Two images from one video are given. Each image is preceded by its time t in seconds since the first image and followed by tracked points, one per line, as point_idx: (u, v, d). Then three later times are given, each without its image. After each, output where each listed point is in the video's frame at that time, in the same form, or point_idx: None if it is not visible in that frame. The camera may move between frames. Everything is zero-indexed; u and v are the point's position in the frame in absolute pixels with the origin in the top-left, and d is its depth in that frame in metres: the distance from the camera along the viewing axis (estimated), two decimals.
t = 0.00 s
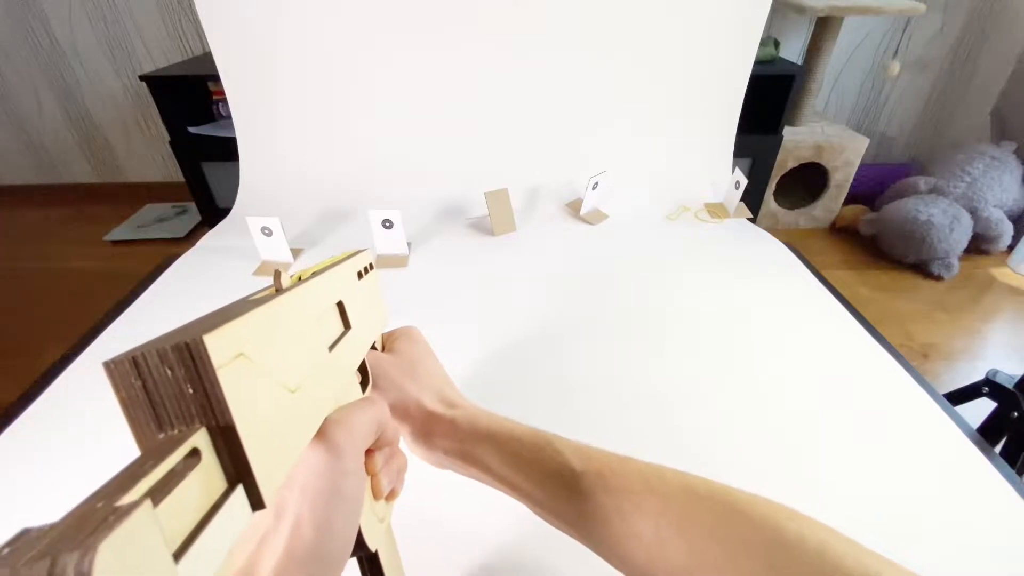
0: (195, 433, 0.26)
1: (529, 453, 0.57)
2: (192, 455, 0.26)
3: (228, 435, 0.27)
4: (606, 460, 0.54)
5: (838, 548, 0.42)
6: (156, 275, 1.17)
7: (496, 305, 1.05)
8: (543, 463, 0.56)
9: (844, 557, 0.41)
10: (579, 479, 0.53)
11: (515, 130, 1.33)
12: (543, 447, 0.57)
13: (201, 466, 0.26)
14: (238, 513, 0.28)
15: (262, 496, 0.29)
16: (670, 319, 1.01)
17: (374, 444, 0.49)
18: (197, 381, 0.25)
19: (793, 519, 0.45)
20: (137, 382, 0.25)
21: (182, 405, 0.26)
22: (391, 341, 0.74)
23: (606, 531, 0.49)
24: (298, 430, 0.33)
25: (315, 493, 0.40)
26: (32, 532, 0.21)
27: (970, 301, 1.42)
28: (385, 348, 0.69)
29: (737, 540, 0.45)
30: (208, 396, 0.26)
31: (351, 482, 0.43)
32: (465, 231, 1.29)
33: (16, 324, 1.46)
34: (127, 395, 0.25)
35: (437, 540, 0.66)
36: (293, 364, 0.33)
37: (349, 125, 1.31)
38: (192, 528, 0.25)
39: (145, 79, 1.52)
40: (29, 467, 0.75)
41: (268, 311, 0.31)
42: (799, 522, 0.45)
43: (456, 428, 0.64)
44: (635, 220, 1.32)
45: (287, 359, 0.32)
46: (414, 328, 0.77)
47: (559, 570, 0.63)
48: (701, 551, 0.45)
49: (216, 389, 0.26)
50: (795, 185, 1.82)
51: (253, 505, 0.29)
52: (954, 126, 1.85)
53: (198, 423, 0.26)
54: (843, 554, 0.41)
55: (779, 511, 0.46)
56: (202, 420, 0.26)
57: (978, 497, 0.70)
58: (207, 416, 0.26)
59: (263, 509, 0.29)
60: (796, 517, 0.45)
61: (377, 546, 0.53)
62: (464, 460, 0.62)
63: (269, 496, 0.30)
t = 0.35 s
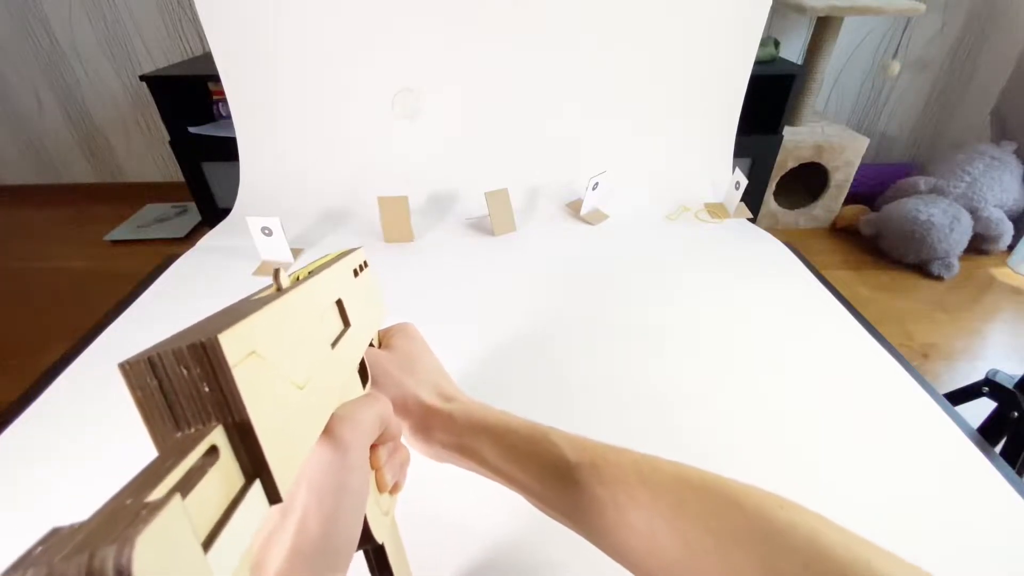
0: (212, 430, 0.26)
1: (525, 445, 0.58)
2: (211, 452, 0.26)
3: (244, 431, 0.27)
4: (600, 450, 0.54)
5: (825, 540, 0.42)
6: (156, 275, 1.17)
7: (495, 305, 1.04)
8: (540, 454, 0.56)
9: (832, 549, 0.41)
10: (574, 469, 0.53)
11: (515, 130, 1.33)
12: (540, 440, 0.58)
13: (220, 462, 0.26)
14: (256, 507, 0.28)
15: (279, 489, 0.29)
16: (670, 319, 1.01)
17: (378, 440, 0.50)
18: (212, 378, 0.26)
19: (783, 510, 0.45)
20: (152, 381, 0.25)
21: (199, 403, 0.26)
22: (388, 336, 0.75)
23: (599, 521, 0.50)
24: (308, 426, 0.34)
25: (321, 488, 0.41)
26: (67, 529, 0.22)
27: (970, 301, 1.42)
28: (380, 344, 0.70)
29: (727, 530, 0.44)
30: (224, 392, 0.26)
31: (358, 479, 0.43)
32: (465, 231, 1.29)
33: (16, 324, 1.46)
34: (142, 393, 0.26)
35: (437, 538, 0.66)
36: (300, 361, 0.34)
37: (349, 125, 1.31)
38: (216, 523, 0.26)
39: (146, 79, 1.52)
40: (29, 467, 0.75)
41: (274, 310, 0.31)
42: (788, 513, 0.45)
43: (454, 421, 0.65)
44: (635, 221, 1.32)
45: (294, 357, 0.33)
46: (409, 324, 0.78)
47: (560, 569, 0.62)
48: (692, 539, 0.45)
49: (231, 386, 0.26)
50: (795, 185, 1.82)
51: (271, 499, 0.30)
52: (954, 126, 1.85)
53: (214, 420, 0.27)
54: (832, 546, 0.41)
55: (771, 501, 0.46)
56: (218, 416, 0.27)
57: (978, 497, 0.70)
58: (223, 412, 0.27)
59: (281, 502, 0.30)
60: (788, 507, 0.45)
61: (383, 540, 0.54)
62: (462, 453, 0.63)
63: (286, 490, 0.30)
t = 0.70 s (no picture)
0: (145, 457, 0.29)
1: (482, 448, 0.57)
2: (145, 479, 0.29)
3: (176, 455, 0.30)
4: (552, 448, 0.55)
5: (761, 516, 0.43)
6: (156, 274, 1.17)
7: (495, 305, 1.04)
8: (494, 457, 0.56)
9: (766, 524, 0.42)
10: (528, 468, 0.53)
11: (515, 130, 1.33)
12: (497, 442, 0.57)
13: (155, 488, 0.29)
14: (197, 526, 0.31)
15: (221, 508, 0.32)
16: (671, 319, 1.01)
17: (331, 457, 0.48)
18: (139, 406, 0.28)
19: (718, 490, 0.46)
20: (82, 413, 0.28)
21: (129, 432, 0.28)
22: (335, 353, 0.73)
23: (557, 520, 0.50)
24: (247, 447, 0.36)
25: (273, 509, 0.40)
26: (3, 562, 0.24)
27: (969, 301, 1.42)
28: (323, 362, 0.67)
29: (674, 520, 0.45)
30: (150, 420, 0.28)
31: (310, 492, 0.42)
32: (465, 231, 1.29)
33: (16, 324, 1.46)
34: (71, 425, 0.28)
35: (427, 541, 0.66)
36: (235, 382, 0.35)
37: (349, 125, 1.31)
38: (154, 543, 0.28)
39: (145, 79, 1.52)
40: (32, 465, 0.75)
41: (204, 333, 0.33)
42: (724, 492, 0.46)
43: (410, 431, 0.64)
44: (635, 221, 1.32)
45: (226, 379, 0.35)
46: (356, 339, 0.77)
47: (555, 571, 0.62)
48: (643, 528, 0.46)
49: (160, 411, 0.28)
50: (795, 185, 1.82)
51: (214, 518, 0.32)
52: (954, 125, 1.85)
53: (145, 447, 0.29)
54: (765, 519, 0.43)
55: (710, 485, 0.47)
56: (148, 443, 0.29)
57: (978, 497, 0.71)
58: (153, 439, 0.29)
59: (225, 520, 0.32)
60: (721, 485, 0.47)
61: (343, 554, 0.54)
62: (421, 462, 0.62)
63: (230, 508, 0.33)
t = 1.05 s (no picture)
0: (85, 472, 0.29)
1: (444, 451, 0.58)
2: (86, 494, 0.29)
3: (118, 470, 0.30)
4: (511, 450, 0.56)
5: (712, 513, 0.47)
6: (156, 274, 1.17)
7: (496, 305, 1.04)
8: (455, 460, 0.57)
9: (715, 520, 0.46)
10: (490, 471, 0.55)
11: (515, 130, 1.33)
12: (458, 445, 0.58)
13: (97, 503, 0.29)
14: (143, 540, 0.31)
15: (170, 522, 0.32)
16: (671, 320, 1.01)
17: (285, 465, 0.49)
18: (78, 421, 0.28)
19: (671, 485, 0.50)
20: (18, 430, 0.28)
21: (68, 448, 0.29)
22: (290, 358, 0.70)
23: (520, 522, 0.52)
24: (196, 458, 0.36)
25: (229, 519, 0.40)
26: None
27: (969, 301, 1.42)
28: (279, 366, 0.65)
29: (632, 520, 0.48)
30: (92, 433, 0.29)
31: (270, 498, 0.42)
32: (465, 231, 1.29)
33: (16, 324, 1.46)
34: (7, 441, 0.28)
35: (413, 544, 0.65)
36: (182, 393, 0.35)
37: (348, 125, 1.31)
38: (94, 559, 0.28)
39: (145, 79, 1.52)
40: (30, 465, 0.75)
41: (146, 341, 0.33)
42: (677, 488, 0.49)
43: (372, 437, 0.63)
44: (635, 221, 1.32)
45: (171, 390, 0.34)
46: (312, 345, 0.73)
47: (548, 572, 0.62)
48: (602, 528, 0.49)
49: (102, 425, 0.29)
50: (794, 185, 1.82)
51: (164, 532, 0.33)
52: (955, 125, 1.85)
53: (86, 462, 0.29)
54: (713, 514, 0.46)
55: (665, 483, 0.50)
56: (89, 457, 0.29)
57: (978, 497, 0.70)
58: (94, 452, 0.29)
59: (175, 533, 0.33)
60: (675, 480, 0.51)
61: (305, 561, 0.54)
62: (383, 465, 0.62)
63: (180, 522, 0.33)
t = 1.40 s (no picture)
0: (66, 470, 0.29)
1: (429, 453, 0.58)
2: (68, 492, 0.29)
3: (100, 466, 0.30)
4: (494, 449, 0.56)
5: (695, 510, 0.47)
6: (156, 274, 1.17)
7: (496, 305, 1.04)
8: (439, 459, 0.57)
9: (698, 517, 0.46)
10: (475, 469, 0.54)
11: (515, 130, 1.33)
12: (445, 446, 0.58)
13: (80, 500, 0.29)
14: (128, 539, 0.31)
15: (153, 519, 0.32)
16: (671, 320, 1.01)
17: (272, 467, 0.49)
18: (60, 418, 0.28)
19: (655, 485, 0.50)
20: None
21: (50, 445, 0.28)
22: (277, 360, 0.72)
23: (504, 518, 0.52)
24: (180, 456, 0.36)
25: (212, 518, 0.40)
26: None
27: (969, 301, 1.42)
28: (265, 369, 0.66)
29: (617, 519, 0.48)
30: (72, 430, 0.29)
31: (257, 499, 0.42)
32: (466, 231, 1.29)
33: (16, 324, 1.46)
34: None
35: (407, 543, 0.66)
36: (165, 391, 0.35)
37: (348, 125, 1.31)
38: (76, 557, 0.28)
39: (145, 79, 1.52)
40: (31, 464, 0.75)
41: (129, 340, 0.33)
42: (661, 489, 0.49)
43: (359, 437, 0.63)
44: (635, 221, 1.32)
45: (154, 389, 0.34)
46: (301, 346, 0.75)
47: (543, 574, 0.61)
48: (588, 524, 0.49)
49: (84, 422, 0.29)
50: (794, 185, 1.82)
51: (148, 530, 0.32)
52: (955, 125, 1.85)
53: (66, 460, 0.29)
54: (696, 514, 0.46)
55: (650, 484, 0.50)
56: (69, 455, 0.29)
57: (978, 496, 0.71)
58: (75, 449, 0.29)
59: (158, 530, 0.33)
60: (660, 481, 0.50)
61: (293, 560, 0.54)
62: (369, 465, 0.62)
63: (164, 519, 0.33)
